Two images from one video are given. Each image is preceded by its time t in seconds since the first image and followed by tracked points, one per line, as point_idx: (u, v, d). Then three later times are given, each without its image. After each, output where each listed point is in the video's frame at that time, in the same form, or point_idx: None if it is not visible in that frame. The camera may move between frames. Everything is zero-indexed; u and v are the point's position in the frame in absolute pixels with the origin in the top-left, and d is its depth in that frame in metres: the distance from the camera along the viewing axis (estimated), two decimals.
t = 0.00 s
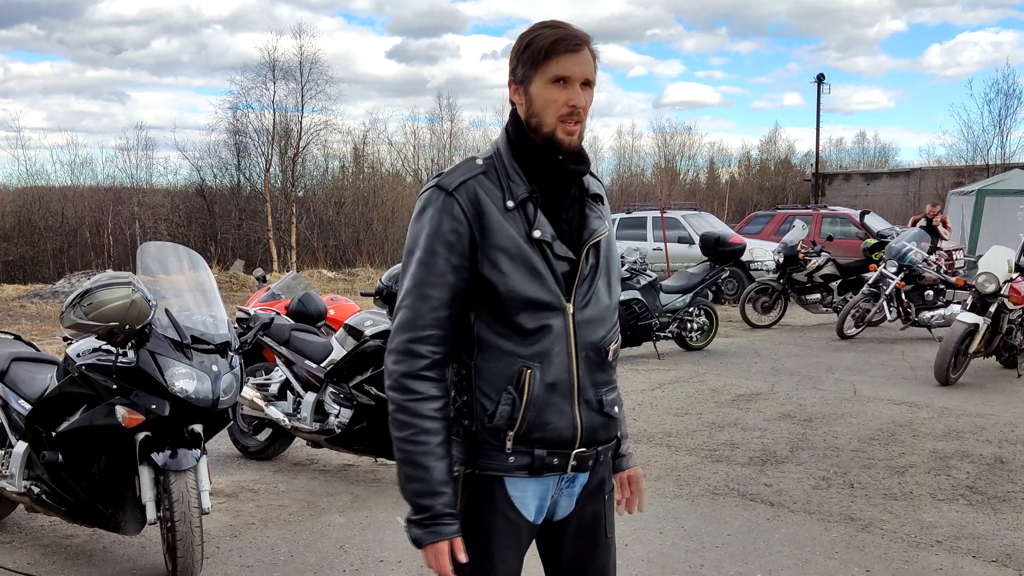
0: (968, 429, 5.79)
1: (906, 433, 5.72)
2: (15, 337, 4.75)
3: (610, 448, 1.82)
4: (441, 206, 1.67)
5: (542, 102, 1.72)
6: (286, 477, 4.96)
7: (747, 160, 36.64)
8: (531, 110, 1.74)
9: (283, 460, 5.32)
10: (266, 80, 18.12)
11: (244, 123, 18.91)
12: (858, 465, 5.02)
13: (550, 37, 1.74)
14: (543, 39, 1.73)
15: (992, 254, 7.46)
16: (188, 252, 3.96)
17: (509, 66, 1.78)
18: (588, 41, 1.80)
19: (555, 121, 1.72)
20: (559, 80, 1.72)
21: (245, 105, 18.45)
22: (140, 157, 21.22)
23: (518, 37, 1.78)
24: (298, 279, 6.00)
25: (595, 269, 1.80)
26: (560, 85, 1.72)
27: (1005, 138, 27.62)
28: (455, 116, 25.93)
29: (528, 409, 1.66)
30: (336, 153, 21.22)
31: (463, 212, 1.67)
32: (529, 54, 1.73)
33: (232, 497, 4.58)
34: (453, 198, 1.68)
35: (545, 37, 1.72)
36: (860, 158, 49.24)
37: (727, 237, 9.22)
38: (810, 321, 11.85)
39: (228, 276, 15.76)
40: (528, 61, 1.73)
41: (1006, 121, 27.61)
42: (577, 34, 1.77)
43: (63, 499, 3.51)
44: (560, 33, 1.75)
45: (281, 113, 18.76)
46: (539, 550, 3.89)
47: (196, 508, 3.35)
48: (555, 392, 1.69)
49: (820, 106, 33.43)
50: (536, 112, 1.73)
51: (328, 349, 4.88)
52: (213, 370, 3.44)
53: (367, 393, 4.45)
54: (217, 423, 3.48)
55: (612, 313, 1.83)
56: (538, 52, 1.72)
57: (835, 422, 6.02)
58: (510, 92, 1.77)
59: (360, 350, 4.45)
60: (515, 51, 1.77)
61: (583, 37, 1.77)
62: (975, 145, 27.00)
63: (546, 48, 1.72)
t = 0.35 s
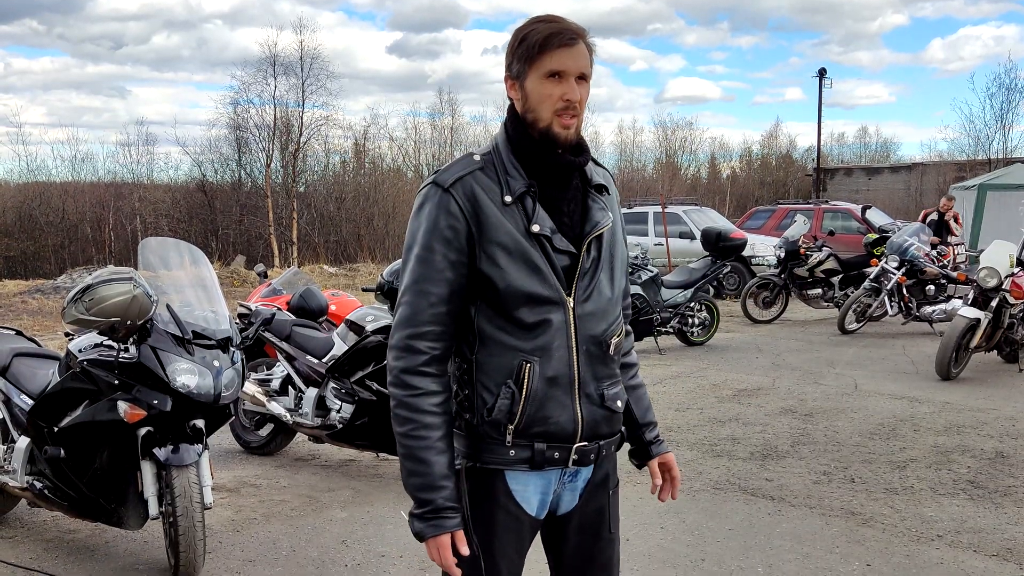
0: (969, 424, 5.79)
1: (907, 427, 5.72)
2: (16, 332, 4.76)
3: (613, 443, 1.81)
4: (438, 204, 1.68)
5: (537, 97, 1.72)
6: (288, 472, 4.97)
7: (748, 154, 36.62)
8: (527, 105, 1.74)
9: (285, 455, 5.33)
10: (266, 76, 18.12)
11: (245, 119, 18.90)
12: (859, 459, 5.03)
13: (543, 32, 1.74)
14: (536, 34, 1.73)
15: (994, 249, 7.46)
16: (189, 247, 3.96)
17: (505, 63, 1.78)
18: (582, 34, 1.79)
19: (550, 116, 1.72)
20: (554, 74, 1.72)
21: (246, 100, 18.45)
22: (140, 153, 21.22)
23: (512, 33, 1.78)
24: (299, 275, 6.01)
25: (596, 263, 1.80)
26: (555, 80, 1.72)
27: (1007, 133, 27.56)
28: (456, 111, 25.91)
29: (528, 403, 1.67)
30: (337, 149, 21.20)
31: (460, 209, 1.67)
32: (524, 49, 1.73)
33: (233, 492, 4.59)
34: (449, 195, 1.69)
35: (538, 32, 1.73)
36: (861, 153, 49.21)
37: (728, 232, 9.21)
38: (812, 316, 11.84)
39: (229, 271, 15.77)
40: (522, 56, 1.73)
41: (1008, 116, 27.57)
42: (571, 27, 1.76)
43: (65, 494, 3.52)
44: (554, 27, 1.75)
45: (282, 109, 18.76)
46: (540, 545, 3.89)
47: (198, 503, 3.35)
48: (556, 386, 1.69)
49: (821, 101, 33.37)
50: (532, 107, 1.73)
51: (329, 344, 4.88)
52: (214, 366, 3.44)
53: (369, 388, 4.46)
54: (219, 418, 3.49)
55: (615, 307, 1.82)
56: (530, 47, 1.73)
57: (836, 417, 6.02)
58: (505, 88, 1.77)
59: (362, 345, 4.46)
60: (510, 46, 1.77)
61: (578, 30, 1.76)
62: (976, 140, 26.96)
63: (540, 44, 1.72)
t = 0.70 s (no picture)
0: (971, 421, 5.79)
1: (909, 423, 5.72)
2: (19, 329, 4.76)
3: (614, 443, 1.81)
4: (434, 201, 1.70)
5: (542, 93, 1.72)
6: (290, 468, 4.98)
7: (749, 151, 36.60)
8: (531, 102, 1.74)
9: (287, 452, 5.34)
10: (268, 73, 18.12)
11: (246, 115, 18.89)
12: (861, 456, 5.03)
13: (549, 28, 1.73)
14: (541, 30, 1.73)
15: (996, 246, 7.45)
16: (191, 244, 3.96)
17: (510, 58, 1.78)
18: (588, 30, 1.79)
19: (556, 111, 1.72)
20: (558, 71, 1.72)
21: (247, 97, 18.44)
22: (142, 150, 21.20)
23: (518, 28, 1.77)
24: (300, 272, 6.01)
25: (597, 261, 1.79)
26: (560, 75, 1.72)
27: (1008, 129, 27.54)
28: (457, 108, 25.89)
29: (522, 399, 1.67)
30: (339, 145, 21.19)
31: (455, 207, 1.69)
32: (528, 46, 1.73)
33: (236, 488, 4.60)
34: (446, 193, 1.70)
35: (543, 28, 1.72)
36: (863, 149, 49.18)
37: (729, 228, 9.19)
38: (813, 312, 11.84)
39: (230, 268, 15.79)
40: (527, 52, 1.73)
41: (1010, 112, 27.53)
42: (577, 24, 1.76)
43: (68, 490, 3.52)
44: (558, 24, 1.75)
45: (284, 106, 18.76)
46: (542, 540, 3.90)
47: (201, 499, 3.36)
48: (551, 383, 1.68)
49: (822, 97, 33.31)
50: (537, 104, 1.73)
51: (331, 341, 4.89)
52: (216, 362, 3.44)
53: (371, 384, 4.49)
54: (222, 415, 3.49)
55: (617, 306, 1.81)
56: (535, 44, 1.73)
57: (837, 413, 6.02)
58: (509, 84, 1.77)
59: (364, 342, 4.46)
60: (515, 43, 1.77)
61: (582, 27, 1.76)
62: (978, 136, 26.91)
63: (544, 40, 1.72)
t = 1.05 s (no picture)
0: (972, 419, 5.79)
1: (910, 422, 5.73)
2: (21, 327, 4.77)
3: (617, 441, 1.81)
4: (439, 200, 1.70)
5: (553, 92, 1.72)
6: (292, 466, 4.98)
7: (751, 149, 36.59)
8: (543, 100, 1.73)
9: (289, 450, 5.35)
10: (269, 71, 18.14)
11: (247, 114, 18.88)
12: (862, 454, 5.03)
13: (563, 27, 1.73)
14: (555, 28, 1.73)
15: (998, 244, 7.45)
16: (194, 243, 3.96)
17: (521, 56, 1.77)
18: (600, 30, 1.79)
19: (570, 111, 1.73)
20: (571, 70, 1.72)
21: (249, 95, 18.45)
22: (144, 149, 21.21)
23: (531, 25, 1.77)
24: (302, 270, 6.01)
25: (600, 259, 1.79)
26: (575, 75, 1.72)
27: (1010, 127, 27.51)
28: (459, 106, 25.88)
29: (526, 397, 1.67)
30: (340, 144, 21.21)
31: (460, 205, 1.69)
32: (542, 44, 1.73)
33: (238, 486, 4.61)
34: (450, 191, 1.70)
35: (557, 26, 1.72)
36: (865, 147, 49.15)
37: (731, 227, 9.18)
38: (815, 310, 11.83)
39: (232, 266, 15.80)
40: (538, 51, 1.73)
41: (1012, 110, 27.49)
42: (589, 24, 1.76)
43: (70, 488, 3.53)
44: (572, 23, 1.75)
45: (285, 104, 18.78)
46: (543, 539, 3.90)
47: (203, 497, 3.37)
48: (554, 382, 1.69)
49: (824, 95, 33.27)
50: (547, 102, 1.73)
51: (333, 339, 4.90)
52: (219, 361, 3.45)
53: (372, 383, 4.46)
54: (224, 413, 3.50)
55: (620, 305, 1.81)
56: (549, 42, 1.72)
57: (839, 412, 6.03)
58: (518, 81, 1.77)
59: (364, 340, 4.46)
60: (528, 41, 1.76)
61: (595, 28, 1.76)
62: (980, 134, 26.88)
63: (560, 38, 1.72)
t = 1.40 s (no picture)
0: (974, 418, 5.78)
1: (912, 421, 5.72)
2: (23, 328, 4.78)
3: (620, 439, 1.82)
4: (443, 200, 1.70)
5: (559, 92, 1.72)
6: (294, 465, 4.99)
7: (753, 149, 36.57)
8: (547, 100, 1.73)
9: (291, 450, 5.36)
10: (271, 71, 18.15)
11: (249, 113, 18.88)
12: (864, 453, 5.02)
13: (567, 26, 1.74)
14: (560, 28, 1.73)
15: (1000, 243, 7.44)
16: (195, 243, 3.97)
17: (525, 55, 1.77)
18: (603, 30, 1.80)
19: (574, 110, 1.73)
20: (576, 71, 1.73)
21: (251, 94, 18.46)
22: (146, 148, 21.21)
23: (536, 24, 1.77)
24: (304, 270, 6.01)
25: (603, 258, 1.80)
26: (580, 75, 1.73)
27: (1012, 126, 27.47)
28: (460, 106, 25.87)
29: (532, 397, 1.67)
30: (342, 143, 21.22)
31: (464, 205, 1.69)
32: (547, 43, 1.73)
33: (240, 485, 4.61)
34: (454, 190, 1.70)
35: (562, 26, 1.72)
36: (867, 146, 49.13)
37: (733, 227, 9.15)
38: (816, 310, 11.82)
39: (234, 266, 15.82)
40: (543, 50, 1.73)
41: (1014, 109, 27.44)
42: (593, 24, 1.77)
43: (73, 487, 3.53)
44: (576, 23, 1.75)
45: (287, 104, 18.79)
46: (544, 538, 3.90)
47: (206, 496, 3.37)
48: (560, 381, 1.69)
49: (825, 94, 33.23)
50: (552, 102, 1.73)
51: (335, 339, 4.90)
52: (221, 360, 3.46)
53: (375, 382, 4.47)
54: (227, 412, 3.51)
55: (623, 304, 1.82)
56: (554, 41, 1.73)
57: (840, 412, 6.02)
58: (522, 81, 1.77)
59: (367, 340, 4.47)
60: (532, 40, 1.76)
61: (598, 28, 1.77)
62: (981, 133, 26.85)
63: (566, 39, 1.72)
